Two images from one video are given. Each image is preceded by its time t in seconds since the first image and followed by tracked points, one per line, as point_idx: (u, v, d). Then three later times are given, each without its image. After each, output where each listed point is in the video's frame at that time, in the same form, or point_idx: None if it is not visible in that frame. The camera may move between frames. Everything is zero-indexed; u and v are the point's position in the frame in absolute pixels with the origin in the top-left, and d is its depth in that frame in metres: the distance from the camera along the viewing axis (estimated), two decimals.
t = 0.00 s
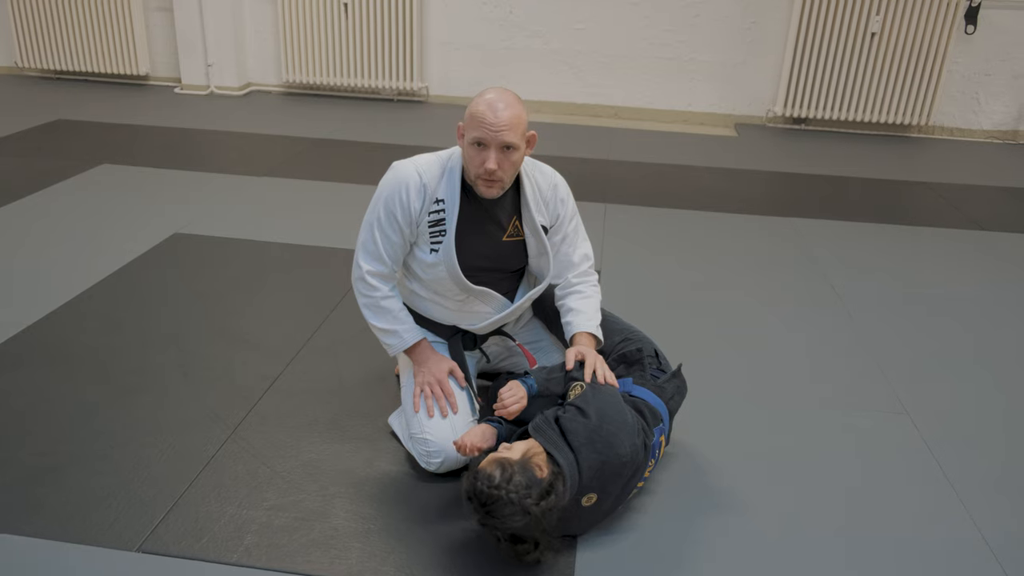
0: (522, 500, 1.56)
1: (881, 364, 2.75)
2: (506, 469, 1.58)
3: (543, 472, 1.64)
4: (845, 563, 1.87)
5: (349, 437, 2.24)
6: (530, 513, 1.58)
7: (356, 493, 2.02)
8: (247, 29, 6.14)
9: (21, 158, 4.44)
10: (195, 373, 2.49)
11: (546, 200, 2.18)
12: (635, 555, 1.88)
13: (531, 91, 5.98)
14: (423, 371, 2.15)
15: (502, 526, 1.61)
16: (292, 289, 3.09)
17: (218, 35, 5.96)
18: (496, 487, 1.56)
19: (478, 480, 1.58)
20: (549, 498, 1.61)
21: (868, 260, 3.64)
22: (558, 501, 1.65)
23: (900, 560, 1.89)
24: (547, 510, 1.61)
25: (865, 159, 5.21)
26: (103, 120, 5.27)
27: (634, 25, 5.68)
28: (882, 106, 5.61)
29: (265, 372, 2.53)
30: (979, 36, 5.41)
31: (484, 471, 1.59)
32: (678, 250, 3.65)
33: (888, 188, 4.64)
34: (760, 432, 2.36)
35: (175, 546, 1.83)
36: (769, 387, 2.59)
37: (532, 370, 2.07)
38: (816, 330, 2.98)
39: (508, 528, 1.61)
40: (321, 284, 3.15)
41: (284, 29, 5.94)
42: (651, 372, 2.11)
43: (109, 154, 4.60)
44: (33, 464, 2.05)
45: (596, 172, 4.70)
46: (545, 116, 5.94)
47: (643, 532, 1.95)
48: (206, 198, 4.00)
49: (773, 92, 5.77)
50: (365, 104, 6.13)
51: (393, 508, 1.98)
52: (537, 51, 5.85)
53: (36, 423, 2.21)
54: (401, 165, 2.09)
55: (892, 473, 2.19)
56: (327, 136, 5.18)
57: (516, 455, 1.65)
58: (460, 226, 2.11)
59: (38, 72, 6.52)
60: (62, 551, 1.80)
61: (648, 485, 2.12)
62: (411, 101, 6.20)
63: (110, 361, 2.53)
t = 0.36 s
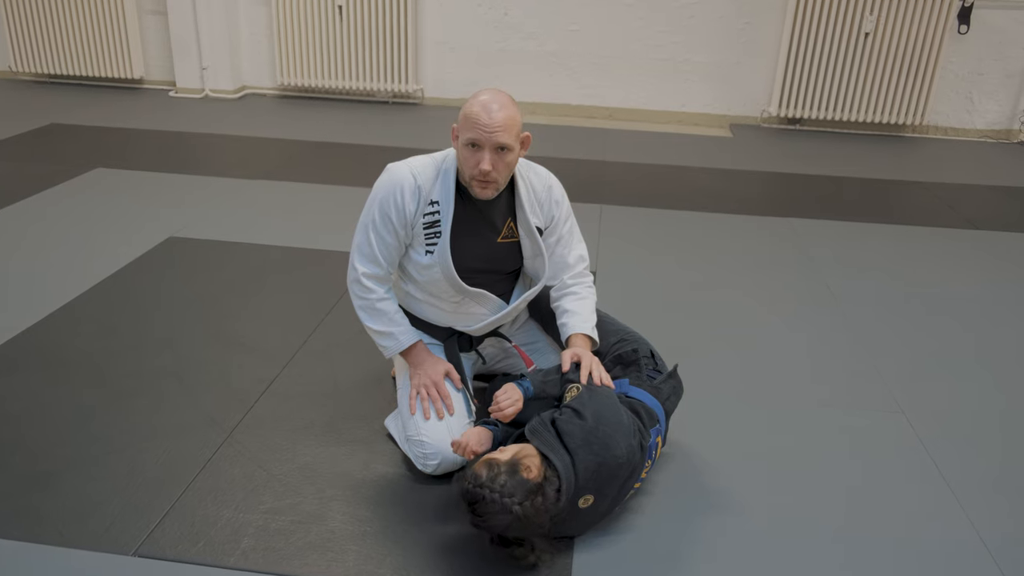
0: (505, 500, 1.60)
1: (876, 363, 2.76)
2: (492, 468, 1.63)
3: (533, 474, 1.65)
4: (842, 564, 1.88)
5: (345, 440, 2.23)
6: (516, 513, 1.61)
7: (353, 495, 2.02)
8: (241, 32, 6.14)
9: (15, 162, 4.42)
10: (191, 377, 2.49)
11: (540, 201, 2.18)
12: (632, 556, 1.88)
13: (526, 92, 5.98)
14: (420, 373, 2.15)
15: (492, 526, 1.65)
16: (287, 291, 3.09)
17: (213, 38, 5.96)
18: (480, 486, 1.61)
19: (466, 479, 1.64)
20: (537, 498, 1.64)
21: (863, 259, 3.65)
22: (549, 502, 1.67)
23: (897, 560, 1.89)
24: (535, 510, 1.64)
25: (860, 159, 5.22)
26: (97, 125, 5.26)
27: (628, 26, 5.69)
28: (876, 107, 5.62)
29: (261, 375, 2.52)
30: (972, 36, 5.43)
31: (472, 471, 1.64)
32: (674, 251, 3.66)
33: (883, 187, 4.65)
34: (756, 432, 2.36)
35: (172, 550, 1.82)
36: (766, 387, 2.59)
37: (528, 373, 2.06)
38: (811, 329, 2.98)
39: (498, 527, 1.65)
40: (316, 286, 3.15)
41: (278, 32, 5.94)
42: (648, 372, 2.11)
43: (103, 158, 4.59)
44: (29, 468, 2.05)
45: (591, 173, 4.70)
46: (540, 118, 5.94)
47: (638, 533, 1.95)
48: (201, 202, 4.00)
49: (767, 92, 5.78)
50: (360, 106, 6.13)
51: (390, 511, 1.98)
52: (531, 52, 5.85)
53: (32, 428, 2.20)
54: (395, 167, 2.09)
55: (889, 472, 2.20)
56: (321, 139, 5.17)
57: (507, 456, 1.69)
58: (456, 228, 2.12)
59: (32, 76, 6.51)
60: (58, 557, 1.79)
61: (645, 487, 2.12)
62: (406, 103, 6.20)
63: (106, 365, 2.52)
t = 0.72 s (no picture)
0: (501, 498, 1.60)
1: (876, 363, 2.76)
2: (490, 467, 1.64)
3: (530, 473, 1.65)
4: (842, 563, 1.88)
5: (345, 440, 2.23)
6: (515, 512, 1.61)
7: (353, 495, 2.02)
8: (240, 34, 6.13)
9: (13, 164, 4.42)
10: (191, 378, 2.48)
11: (541, 202, 2.18)
12: (632, 557, 1.88)
13: (524, 93, 5.99)
14: (420, 373, 2.15)
15: (492, 526, 1.65)
16: (287, 292, 3.09)
17: (211, 40, 5.95)
18: (477, 485, 1.62)
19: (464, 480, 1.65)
20: (534, 497, 1.64)
21: (862, 259, 3.66)
22: (548, 502, 1.67)
23: (898, 560, 1.89)
24: (535, 509, 1.64)
25: (859, 159, 5.23)
26: (95, 126, 5.26)
27: (626, 27, 5.69)
28: (875, 107, 5.63)
29: (260, 375, 2.52)
30: (970, 36, 5.44)
31: (470, 471, 1.65)
32: (673, 251, 3.66)
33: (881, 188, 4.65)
34: (756, 431, 2.36)
35: (171, 550, 1.82)
36: (765, 387, 2.59)
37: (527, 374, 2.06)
38: (810, 329, 2.98)
39: (498, 527, 1.65)
40: (315, 287, 3.15)
41: (277, 33, 5.94)
42: (647, 372, 2.10)
43: (101, 159, 4.59)
44: (28, 469, 2.04)
45: (590, 174, 4.70)
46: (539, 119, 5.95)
47: (638, 534, 1.95)
48: (200, 203, 3.99)
49: (766, 93, 5.78)
50: (359, 107, 6.13)
51: (390, 511, 1.98)
52: (530, 53, 5.85)
53: (31, 429, 2.20)
54: (397, 166, 2.09)
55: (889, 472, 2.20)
56: (320, 140, 5.17)
57: (504, 456, 1.69)
58: (457, 226, 2.12)
59: (30, 78, 6.50)
60: (58, 557, 1.79)
61: (645, 486, 2.12)
62: (405, 104, 6.20)
63: (105, 366, 2.52)
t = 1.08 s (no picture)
0: (501, 495, 1.61)
1: (877, 362, 2.76)
2: (489, 465, 1.65)
3: (529, 469, 1.66)
4: (843, 562, 1.88)
5: (346, 438, 2.23)
6: (516, 510, 1.61)
7: (354, 494, 2.02)
8: (239, 33, 6.13)
9: (12, 163, 4.41)
10: (191, 377, 2.48)
11: (550, 199, 2.18)
12: (633, 555, 1.88)
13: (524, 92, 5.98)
14: (420, 371, 2.15)
15: (493, 524, 1.65)
16: (287, 291, 3.08)
17: (211, 38, 5.95)
18: (478, 483, 1.63)
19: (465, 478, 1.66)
20: (534, 493, 1.64)
21: (862, 258, 3.66)
22: (549, 499, 1.67)
23: (899, 559, 1.89)
24: (535, 507, 1.64)
25: (858, 159, 5.23)
26: (94, 125, 5.25)
27: (626, 26, 5.69)
28: (875, 107, 5.63)
29: (261, 374, 2.52)
30: (970, 35, 5.44)
31: (471, 470, 1.66)
32: (674, 250, 3.66)
33: (881, 187, 4.65)
34: (758, 430, 2.36)
35: (173, 548, 1.82)
36: (766, 386, 2.60)
37: (528, 372, 2.06)
38: (811, 328, 2.98)
39: (499, 525, 1.65)
40: (315, 286, 3.14)
41: (276, 32, 5.93)
42: (648, 370, 2.10)
43: (101, 158, 4.58)
44: (29, 468, 2.04)
45: (590, 173, 4.70)
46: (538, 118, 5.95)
47: (638, 532, 1.95)
48: (200, 202, 3.99)
49: (766, 92, 5.79)
50: (359, 106, 6.12)
51: (391, 509, 1.98)
52: (529, 52, 5.85)
53: (31, 428, 2.19)
54: (410, 156, 2.10)
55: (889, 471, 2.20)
56: (320, 139, 5.17)
57: (504, 454, 1.70)
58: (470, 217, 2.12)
59: (29, 77, 6.50)
60: (59, 556, 1.79)
61: (645, 485, 2.12)
62: (404, 103, 6.19)
63: (105, 365, 2.52)
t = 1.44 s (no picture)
0: (501, 490, 1.60)
1: (877, 358, 2.76)
2: (490, 461, 1.65)
3: (530, 465, 1.66)
4: (844, 557, 1.88)
5: (347, 434, 2.23)
6: (517, 505, 1.61)
7: (355, 489, 2.02)
8: (239, 29, 6.12)
9: (12, 160, 4.41)
10: (192, 374, 2.48)
11: (555, 195, 2.18)
12: (634, 550, 1.88)
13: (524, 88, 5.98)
14: (421, 367, 2.16)
15: (494, 520, 1.65)
16: (287, 287, 3.08)
17: (211, 35, 5.94)
18: (479, 479, 1.63)
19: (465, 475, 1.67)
20: (535, 488, 1.64)
21: (863, 254, 3.66)
22: (550, 494, 1.67)
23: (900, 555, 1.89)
24: (536, 503, 1.64)
25: (859, 154, 5.22)
26: (94, 122, 5.25)
27: (626, 22, 5.68)
28: (875, 103, 5.63)
29: (262, 370, 2.52)
30: (971, 31, 5.43)
31: (471, 466, 1.67)
32: (674, 246, 3.66)
33: (881, 183, 4.65)
34: (759, 426, 2.36)
35: (175, 544, 1.82)
36: (766, 381, 2.60)
37: (529, 366, 2.07)
38: (811, 323, 2.99)
39: (501, 520, 1.65)
40: (316, 282, 3.14)
41: (276, 28, 5.93)
42: (648, 365, 2.11)
43: (101, 155, 4.58)
44: (30, 464, 2.05)
45: (590, 169, 4.70)
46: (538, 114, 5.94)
47: (638, 528, 1.95)
48: (200, 198, 3.99)
49: (766, 88, 5.78)
50: (359, 102, 6.12)
51: (392, 504, 1.98)
52: (529, 48, 5.84)
53: (33, 425, 2.20)
54: (419, 150, 2.10)
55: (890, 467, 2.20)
56: (320, 135, 5.17)
57: (505, 450, 1.70)
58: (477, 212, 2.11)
59: (30, 74, 6.50)
60: (61, 551, 1.79)
61: (645, 481, 2.12)
62: (404, 99, 6.19)
63: (106, 361, 2.52)
